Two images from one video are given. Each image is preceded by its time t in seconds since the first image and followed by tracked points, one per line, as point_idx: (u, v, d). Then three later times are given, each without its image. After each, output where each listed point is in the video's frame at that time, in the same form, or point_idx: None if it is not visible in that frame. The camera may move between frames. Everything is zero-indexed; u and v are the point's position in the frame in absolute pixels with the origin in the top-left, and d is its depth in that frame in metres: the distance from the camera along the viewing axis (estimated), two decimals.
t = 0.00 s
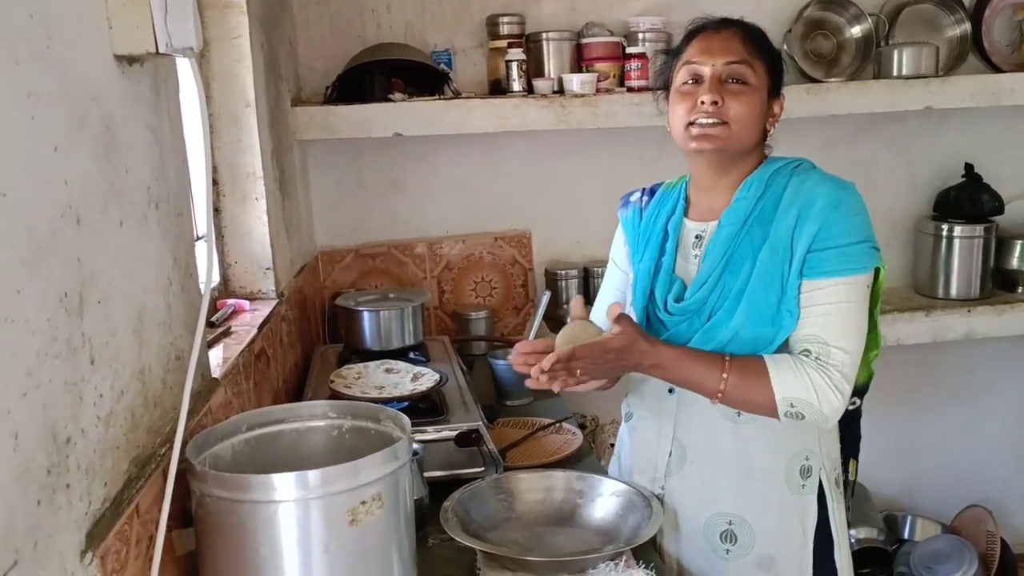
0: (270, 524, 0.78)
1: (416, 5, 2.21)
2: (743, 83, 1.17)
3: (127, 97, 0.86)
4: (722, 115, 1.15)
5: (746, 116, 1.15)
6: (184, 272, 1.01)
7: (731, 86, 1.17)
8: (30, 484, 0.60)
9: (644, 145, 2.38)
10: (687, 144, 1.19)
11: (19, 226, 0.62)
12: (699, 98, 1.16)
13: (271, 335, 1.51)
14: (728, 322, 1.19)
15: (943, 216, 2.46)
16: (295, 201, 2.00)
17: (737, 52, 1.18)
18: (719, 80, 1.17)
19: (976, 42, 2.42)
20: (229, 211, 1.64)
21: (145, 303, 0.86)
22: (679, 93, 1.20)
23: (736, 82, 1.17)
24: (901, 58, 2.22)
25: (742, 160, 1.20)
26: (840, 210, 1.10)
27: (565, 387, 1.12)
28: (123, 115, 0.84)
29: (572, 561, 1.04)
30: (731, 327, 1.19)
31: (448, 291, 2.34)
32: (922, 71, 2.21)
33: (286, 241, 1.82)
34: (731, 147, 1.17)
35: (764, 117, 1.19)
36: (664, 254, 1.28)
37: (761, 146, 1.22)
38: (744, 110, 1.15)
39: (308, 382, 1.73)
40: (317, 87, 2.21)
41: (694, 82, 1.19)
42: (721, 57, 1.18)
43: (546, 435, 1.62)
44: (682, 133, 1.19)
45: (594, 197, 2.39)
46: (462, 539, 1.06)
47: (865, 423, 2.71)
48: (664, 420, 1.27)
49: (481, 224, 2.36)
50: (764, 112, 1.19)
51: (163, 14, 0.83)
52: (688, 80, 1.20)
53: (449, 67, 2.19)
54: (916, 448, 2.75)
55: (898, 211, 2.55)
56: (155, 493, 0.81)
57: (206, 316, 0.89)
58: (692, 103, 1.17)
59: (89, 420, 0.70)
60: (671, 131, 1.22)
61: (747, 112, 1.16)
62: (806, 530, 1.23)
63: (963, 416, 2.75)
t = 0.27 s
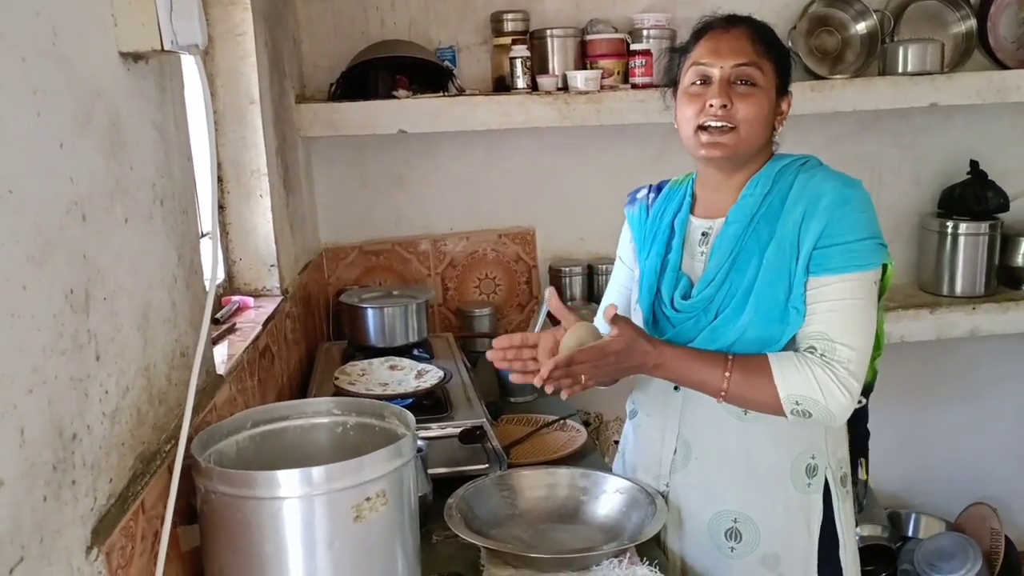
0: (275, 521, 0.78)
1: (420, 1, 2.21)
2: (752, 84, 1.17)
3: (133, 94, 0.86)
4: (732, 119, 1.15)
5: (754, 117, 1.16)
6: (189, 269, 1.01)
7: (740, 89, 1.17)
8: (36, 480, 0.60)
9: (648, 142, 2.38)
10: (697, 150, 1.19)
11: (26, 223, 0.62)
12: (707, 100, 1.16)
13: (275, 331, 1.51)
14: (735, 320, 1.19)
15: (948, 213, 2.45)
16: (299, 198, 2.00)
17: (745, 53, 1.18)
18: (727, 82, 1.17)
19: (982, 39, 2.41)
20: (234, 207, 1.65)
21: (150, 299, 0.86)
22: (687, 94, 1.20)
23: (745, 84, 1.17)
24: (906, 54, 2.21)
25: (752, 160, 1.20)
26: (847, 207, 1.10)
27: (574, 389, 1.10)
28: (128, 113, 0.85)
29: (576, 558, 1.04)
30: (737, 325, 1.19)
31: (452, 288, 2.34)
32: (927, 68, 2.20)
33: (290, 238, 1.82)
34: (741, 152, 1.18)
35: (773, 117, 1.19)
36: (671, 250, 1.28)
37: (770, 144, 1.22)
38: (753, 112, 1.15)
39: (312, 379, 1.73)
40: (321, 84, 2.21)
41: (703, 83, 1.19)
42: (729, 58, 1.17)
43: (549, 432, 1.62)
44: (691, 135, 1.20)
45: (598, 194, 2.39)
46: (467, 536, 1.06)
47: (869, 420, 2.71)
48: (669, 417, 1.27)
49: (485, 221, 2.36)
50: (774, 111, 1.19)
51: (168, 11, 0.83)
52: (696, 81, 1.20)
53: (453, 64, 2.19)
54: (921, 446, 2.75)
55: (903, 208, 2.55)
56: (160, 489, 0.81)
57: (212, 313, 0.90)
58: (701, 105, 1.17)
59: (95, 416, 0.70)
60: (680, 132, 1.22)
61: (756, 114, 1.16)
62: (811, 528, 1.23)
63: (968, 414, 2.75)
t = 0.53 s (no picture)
0: (276, 519, 0.78)
1: None
2: (753, 86, 1.17)
3: (134, 92, 0.86)
4: (732, 120, 1.15)
5: (755, 119, 1.16)
6: (191, 267, 1.01)
7: (740, 90, 1.16)
8: (39, 478, 0.60)
9: (650, 140, 2.37)
10: (697, 148, 1.20)
11: (27, 221, 0.62)
12: (708, 102, 1.16)
13: (277, 329, 1.52)
14: (736, 318, 1.19)
15: (951, 211, 2.45)
16: (300, 196, 2.00)
17: (747, 54, 1.17)
18: (728, 83, 1.17)
19: (985, 36, 2.40)
20: (236, 205, 1.65)
21: (152, 297, 0.86)
22: (689, 94, 1.20)
23: (746, 86, 1.17)
24: (909, 52, 2.21)
25: (753, 160, 1.20)
26: (847, 203, 1.10)
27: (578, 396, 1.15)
28: (130, 111, 0.85)
29: (578, 556, 1.04)
30: (738, 323, 1.19)
31: (454, 286, 2.34)
32: (930, 65, 2.20)
33: (292, 236, 1.83)
34: (741, 152, 1.18)
35: (774, 117, 1.19)
36: (673, 248, 1.28)
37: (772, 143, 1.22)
38: (753, 114, 1.15)
39: (314, 377, 1.74)
40: (323, 82, 2.21)
41: (704, 83, 1.19)
42: (730, 59, 1.17)
43: (551, 430, 1.62)
44: (691, 135, 1.20)
45: (600, 192, 2.38)
46: (468, 534, 1.06)
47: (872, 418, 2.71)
48: (671, 415, 1.27)
49: (487, 219, 2.36)
50: (775, 111, 1.19)
51: (170, 10, 0.83)
52: (698, 81, 1.20)
53: (455, 62, 2.19)
54: (923, 444, 2.74)
55: (906, 206, 2.54)
56: (162, 487, 0.81)
57: (213, 311, 0.90)
58: (701, 106, 1.17)
59: (97, 414, 0.70)
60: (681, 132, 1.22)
61: (757, 115, 1.16)
62: (811, 527, 1.23)
63: (970, 412, 2.75)
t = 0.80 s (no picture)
0: (275, 516, 0.78)
1: None
2: (746, 82, 1.16)
3: (133, 89, 0.86)
4: (728, 118, 1.15)
5: (751, 116, 1.16)
6: (190, 265, 1.01)
7: (734, 88, 1.16)
8: (37, 475, 0.60)
9: (649, 138, 2.37)
10: (694, 147, 1.19)
11: (25, 218, 0.62)
12: (702, 101, 1.16)
13: (277, 327, 1.52)
14: (734, 315, 1.19)
15: (950, 209, 2.45)
16: (300, 194, 2.00)
17: (738, 51, 1.17)
18: (721, 81, 1.17)
19: (985, 34, 2.40)
20: (235, 203, 1.65)
21: (151, 295, 0.86)
22: (683, 94, 1.20)
23: (739, 82, 1.17)
24: (909, 50, 2.21)
25: (752, 156, 1.20)
26: (846, 201, 1.10)
27: (579, 390, 1.15)
28: (128, 108, 0.85)
29: (576, 554, 1.04)
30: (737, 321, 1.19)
31: (453, 284, 2.34)
32: (930, 63, 2.20)
33: (291, 234, 1.82)
34: (737, 150, 1.17)
35: (770, 111, 1.19)
36: (671, 246, 1.28)
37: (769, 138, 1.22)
38: (749, 110, 1.15)
39: (314, 375, 1.74)
40: (322, 80, 2.20)
41: (697, 83, 1.19)
42: (722, 58, 1.17)
43: (551, 428, 1.62)
44: (688, 136, 1.20)
45: (600, 189, 2.38)
46: (467, 532, 1.06)
47: (872, 416, 2.71)
48: (670, 413, 1.28)
49: (487, 217, 2.36)
50: (770, 106, 1.19)
51: (168, 7, 0.83)
52: (691, 81, 1.19)
53: (454, 60, 2.18)
54: (923, 442, 2.75)
55: (905, 205, 2.54)
56: (161, 484, 0.81)
57: (212, 309, 0.90)
58: (696, 106, 1.17)
59: (95, 412, 0.70)
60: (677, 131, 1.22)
61: (752, 112, 1.16)
62: (811, 525, 1.23)
63: (970, 411, 2.75)
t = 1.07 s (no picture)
0: (273, 515, 0.78)
1: None
2: (744, 82, 1.16)
3: (132, 88, 0.86)
4: (728, 121, 1.16)
5: (751, 116, 1.16)
6: (189, 263, 1.01)
7: (733, 89, 1.16)
8: (35, 473, 0.60)
9: (649, 136, 2.37)
10: (696, 149, 1.20)
11: (24, 216, 0.62)
12: (701, 105, 1.16)
13: (276, 326, 1.52)
14: (735, 315, 1.19)
15: (950, 208, 2.44)
16: (300, 192, 2.00)
17: (735, 52, 1.17)
18: (719, 83, 1.17)
19: (985, 33, 2.39)
20: (234, 202, 1.65)
21: (149, 294, 0.86)
22: (682, 97, 1.20)
23: (737, 83, 1.17)
24: (909, 48, 2.21)
25: (754, 154, 1.20)
26: (849, 205, 1.10)
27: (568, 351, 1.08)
28: (127, 107, 0.84)
29: (576, 553, 1.04)
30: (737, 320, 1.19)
31: (453, 282, 2.34)
32: (930, 62, 2.20)
33: (291, 232, 1.82)
34: (739, 151, 1.18)
35: (770, 109, 1.19)
36: (674, 244, 1.28)
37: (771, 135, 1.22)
38: (748, 111, 1.16)
39: (313, 373, 1.74)
40: (322, 78, 2.20)
41: (695, 86, 1.19)
42: (719, 60, 1.17)
43: (551, 427, 1.62)
44: (689, 138, 1.20)
45: (600, 188, 2.38)
46: (466, 531, 1.06)
47: (872, 415, 2.71)
48: (670, 411, 1.28)
49: (487, 216, 2.35)
50: (770, 103, 1.18)
51: (167, 5, 0.83)
52: (689, 83, 1.19)
53: (454, 58, 2.18)
54: (922, 441, 2.75)
55: (905, 203, 2.54)
56: (160, 482, 0.81)
57: (211, 308, 0.90)
58: (695, 110, 1.17)
59: (94, 411, 0.70)
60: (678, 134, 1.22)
61: (752, 112, 1.16)
62: (810, 524, 1.23)
63: (970, 410, 2.75)
